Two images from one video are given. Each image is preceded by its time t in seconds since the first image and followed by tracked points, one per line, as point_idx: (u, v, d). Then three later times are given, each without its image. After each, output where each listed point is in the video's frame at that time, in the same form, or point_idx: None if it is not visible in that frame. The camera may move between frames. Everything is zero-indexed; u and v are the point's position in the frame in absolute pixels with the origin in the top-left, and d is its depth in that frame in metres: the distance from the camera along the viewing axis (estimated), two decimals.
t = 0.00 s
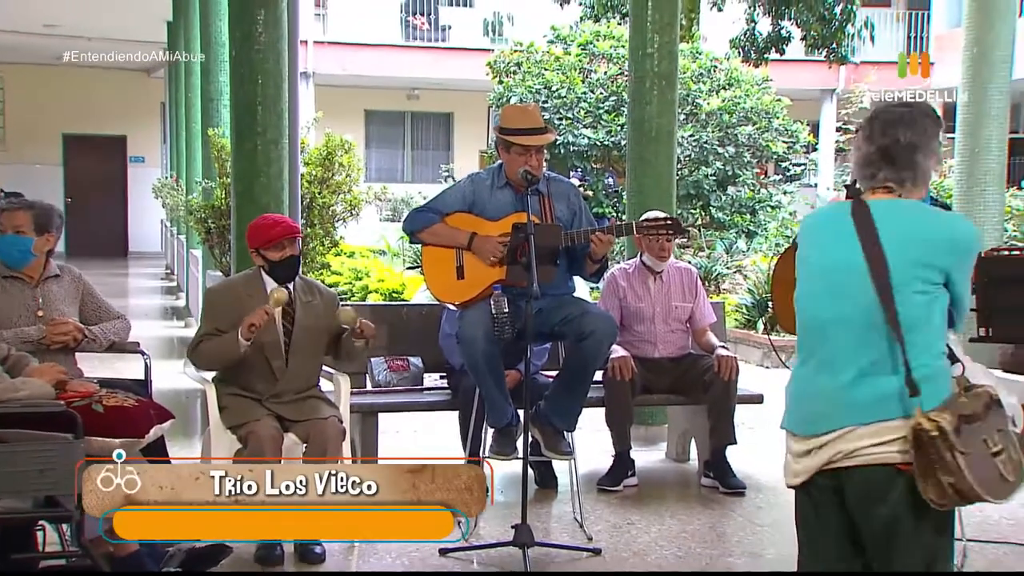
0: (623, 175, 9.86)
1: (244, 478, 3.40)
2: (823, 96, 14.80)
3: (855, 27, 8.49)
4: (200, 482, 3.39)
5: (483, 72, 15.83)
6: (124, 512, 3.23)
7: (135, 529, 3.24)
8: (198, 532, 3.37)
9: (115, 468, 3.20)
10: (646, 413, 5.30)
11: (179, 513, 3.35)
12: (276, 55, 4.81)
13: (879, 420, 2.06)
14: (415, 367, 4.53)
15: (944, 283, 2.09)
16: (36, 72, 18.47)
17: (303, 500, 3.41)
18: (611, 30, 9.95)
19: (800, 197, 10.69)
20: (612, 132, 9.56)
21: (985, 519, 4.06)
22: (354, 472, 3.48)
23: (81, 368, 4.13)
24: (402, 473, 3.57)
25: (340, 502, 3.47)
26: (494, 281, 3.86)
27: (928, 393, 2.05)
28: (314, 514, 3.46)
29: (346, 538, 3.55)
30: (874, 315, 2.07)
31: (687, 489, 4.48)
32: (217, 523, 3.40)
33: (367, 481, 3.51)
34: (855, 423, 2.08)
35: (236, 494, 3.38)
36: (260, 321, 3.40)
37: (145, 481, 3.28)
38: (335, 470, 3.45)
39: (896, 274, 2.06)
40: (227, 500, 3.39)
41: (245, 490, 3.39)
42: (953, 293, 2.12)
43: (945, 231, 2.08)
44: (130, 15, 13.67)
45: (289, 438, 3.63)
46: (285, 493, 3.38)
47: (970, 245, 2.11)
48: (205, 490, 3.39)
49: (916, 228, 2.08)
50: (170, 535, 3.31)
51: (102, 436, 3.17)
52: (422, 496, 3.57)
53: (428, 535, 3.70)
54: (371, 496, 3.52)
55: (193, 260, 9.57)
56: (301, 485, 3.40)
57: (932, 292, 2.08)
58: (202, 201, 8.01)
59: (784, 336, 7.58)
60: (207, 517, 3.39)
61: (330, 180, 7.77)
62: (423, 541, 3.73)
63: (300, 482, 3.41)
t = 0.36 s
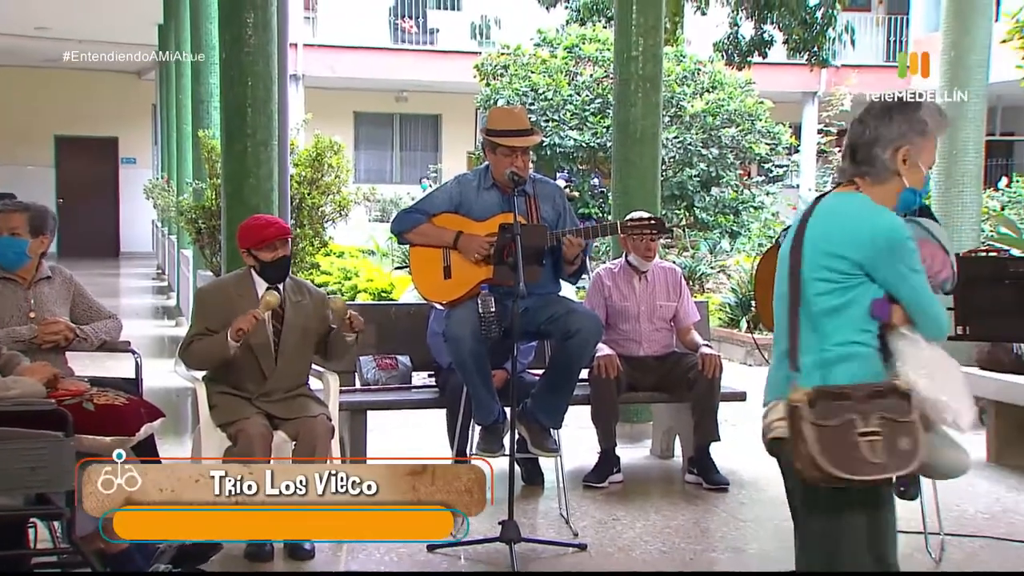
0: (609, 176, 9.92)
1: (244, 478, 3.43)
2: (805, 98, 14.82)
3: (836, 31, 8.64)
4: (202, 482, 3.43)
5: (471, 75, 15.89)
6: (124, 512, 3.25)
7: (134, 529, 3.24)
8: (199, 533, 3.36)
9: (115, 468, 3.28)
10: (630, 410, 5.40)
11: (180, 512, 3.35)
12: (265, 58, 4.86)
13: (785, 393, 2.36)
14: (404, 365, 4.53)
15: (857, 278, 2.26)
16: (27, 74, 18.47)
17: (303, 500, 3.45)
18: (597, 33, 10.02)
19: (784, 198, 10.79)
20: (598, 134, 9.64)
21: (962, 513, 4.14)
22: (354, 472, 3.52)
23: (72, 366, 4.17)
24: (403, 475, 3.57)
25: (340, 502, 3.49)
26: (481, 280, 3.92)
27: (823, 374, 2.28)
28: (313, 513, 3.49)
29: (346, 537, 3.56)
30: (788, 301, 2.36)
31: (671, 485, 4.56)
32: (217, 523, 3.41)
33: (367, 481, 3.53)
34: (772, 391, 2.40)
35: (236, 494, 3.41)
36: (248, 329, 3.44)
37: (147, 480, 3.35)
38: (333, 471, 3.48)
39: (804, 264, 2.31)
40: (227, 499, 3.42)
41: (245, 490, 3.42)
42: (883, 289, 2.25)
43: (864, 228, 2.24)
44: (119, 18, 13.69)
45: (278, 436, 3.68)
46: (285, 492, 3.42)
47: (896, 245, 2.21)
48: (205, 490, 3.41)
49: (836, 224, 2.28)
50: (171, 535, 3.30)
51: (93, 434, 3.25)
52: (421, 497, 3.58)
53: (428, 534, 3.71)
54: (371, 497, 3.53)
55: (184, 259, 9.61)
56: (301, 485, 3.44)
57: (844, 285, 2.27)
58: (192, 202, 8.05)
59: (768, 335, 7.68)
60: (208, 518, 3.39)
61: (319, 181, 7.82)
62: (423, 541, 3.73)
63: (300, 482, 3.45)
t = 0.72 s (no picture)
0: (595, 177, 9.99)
1: (244, 478, 3.45)
2: (788, 101, 15.00)
3: (817, 35, 8.79)
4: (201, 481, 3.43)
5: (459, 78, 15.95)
6: (124, 512, 3.33)
7: (134, 529, 3.32)
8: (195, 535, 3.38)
9: (115, 468, 3.34)
10: (616, 408, 5.50)
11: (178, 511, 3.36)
12: (255, 60, 4.91)
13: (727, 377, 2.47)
14: (392, 363, 4.58)
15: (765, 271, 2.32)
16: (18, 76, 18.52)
17: (303, 500, 3.48)
18: (583, 37, 10.04)
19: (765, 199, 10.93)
20: (584, 135, 9.71)
21: (941, 508, 4.23)
22: (354, 472, 3.53)
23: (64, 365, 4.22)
24: (403, 476, 3.56)
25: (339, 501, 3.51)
26: (469, 280, 3.99)
27: (743, 363, 2.36)
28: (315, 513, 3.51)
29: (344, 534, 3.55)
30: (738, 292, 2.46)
31: (657, 482, 4.63)
32: (217, 523, 3.43)
33: (367, 481, 3.52)
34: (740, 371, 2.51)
35: (236, 494, 3.43)
36: (235, 337, 3.52)
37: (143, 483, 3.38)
38: (332, 471, 3.51)
39: (740, 261, 2.41)
40: (227, 499, 3.43)
41: (245, 490, 3.44)
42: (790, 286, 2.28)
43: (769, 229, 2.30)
44: (109, 21, 13.73)
45: (268, 433, 3.73)
46: (285, 492, 3.46)
47: (792, 245, 2.24)
48: (205, 490, 3.41)
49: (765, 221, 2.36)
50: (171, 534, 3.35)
51: (85, 432, 3.28)
52: (421, 498, 3.57)
53: (429, 533, 3.73)
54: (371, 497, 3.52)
55: (176, 260, 9.66)
56: (301, 485, 3.48)
57: (759, 280, 2.34)
58: (183, 202, 8.10)
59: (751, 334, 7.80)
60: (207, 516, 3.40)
61: (309, 182, 7.87)
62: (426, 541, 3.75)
63: (300, 482, 3.48)
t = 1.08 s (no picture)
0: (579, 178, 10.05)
1: (244, 478, 3.48)
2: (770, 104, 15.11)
3: (798, 40, 8.92)
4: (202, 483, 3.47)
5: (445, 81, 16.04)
6: (124, 512, 3.38)
7: (134, 529, 3.38)
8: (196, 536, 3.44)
9: (115, 469, 3.38)
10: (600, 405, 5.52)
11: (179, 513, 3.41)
12: (244, 63, 4.97)
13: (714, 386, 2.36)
14: (381, 362, 4.63)
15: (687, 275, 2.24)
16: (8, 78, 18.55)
17: (303, 500, 3.53)
18: (568, 40, 10.10)
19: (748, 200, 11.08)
20: (569, 137, 9.76)
21: (917, 502, 4.32)
22: (354, 472, 3.59)
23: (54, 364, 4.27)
24: (403, 478, 3.62)
25: (340, 501, 3.56)
26: (456, 280, 4.06)
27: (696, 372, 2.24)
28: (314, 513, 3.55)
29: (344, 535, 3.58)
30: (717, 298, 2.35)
31: (640, 478, 4.71)
32: (217, 523, 3.48)
33: (368, 481, 3.59)
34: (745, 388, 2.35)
35: (236, 493, 3.47)
36: (222, 349, 3.63)
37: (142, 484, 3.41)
38: (333, 471, 3.57)
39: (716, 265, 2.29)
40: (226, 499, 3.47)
41: (244, 490, 3.47)
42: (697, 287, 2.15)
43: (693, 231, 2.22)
44: (98, 24, 13.75)
45: (257, 431, 3.80)
46: (285, 492, 3.50)
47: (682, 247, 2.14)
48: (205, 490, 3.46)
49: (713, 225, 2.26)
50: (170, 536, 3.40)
51: (75, 430, 3.27)
52: (420, 497, 3.61)
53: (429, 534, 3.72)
54: (372, 497, 3.58)
55: (165, 260, 9.71)
56: (301, 485, 3.52)
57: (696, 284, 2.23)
58: (173, 203, 8.15)
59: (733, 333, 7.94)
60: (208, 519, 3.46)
61: (297, 183, 7.92)
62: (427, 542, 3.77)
63: (300, 482, 3.53)
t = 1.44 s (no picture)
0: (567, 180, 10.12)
1: (243, 478, 3.47)
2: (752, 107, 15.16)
3: (782, 43, 9.03)
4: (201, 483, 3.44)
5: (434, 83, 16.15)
6: (124, 512, 3.42)
7: (133, 528, 3.43)
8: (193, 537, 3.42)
9: (115, 468, 3.41)
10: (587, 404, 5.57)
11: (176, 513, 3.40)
12: (235, 65, 5.01)
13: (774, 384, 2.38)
14: (369, 361, 4.70)
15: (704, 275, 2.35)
16: None
17: (303, 500, 3.49)
18: (555, 42, 10.19)
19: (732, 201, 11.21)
20: (556, 139, 9.88)
21: (899, 498, 4.39)
22: (354, 472, 3.52)
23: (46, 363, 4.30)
24: (404, 479, 3.55)
25: (339, 501, 3.51)
26: (445, 277, 4.11)
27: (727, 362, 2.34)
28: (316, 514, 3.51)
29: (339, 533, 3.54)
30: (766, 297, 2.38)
31: (627, 475, 4.77)
32: (217, 523, 3.45)
33: (367, 481, 3.51)
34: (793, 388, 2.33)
35: (235, 494, 3.45)
36: (209, 341, 3.64)
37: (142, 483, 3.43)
38: (333, 471, 3.50)
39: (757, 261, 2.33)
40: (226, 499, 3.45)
41: (244, 490, 3.45)
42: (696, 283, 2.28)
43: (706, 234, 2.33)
44: (89, 26, 13.80)
45: (247, 430, 3.84)
46: (284, 492, 3.46)
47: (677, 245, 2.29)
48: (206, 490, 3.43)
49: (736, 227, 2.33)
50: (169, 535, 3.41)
51: (67, 429, 3.26)
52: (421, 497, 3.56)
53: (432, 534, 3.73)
54: (371, 497, 3.51)
55: (157, 260, 9.74)
56: (301, 485, 3.49)
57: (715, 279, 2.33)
58: (164, 203, 8.19)
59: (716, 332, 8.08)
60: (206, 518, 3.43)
61: (287, 184, 7.96)
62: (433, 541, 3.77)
63: (300, 482, 3.49)
